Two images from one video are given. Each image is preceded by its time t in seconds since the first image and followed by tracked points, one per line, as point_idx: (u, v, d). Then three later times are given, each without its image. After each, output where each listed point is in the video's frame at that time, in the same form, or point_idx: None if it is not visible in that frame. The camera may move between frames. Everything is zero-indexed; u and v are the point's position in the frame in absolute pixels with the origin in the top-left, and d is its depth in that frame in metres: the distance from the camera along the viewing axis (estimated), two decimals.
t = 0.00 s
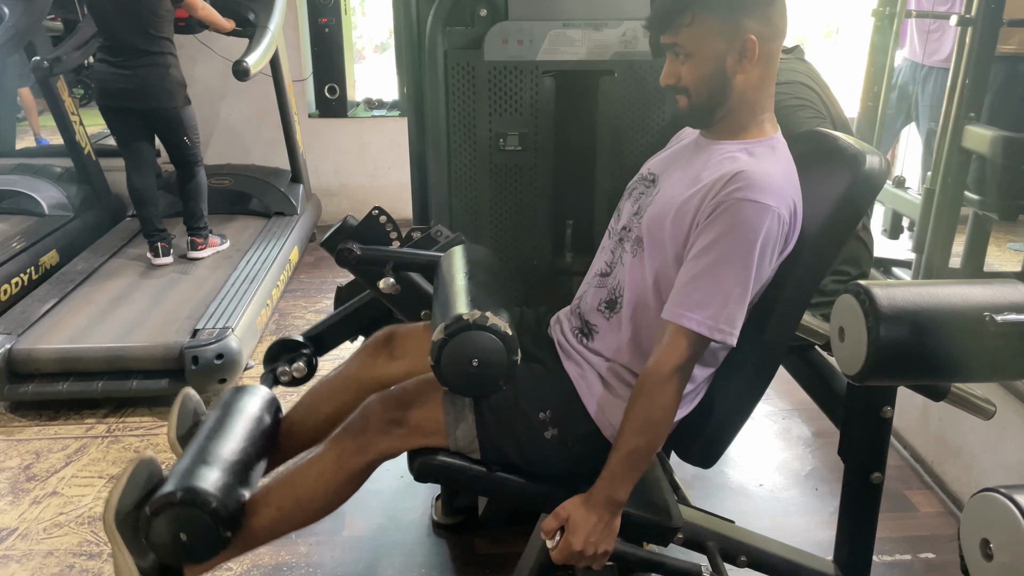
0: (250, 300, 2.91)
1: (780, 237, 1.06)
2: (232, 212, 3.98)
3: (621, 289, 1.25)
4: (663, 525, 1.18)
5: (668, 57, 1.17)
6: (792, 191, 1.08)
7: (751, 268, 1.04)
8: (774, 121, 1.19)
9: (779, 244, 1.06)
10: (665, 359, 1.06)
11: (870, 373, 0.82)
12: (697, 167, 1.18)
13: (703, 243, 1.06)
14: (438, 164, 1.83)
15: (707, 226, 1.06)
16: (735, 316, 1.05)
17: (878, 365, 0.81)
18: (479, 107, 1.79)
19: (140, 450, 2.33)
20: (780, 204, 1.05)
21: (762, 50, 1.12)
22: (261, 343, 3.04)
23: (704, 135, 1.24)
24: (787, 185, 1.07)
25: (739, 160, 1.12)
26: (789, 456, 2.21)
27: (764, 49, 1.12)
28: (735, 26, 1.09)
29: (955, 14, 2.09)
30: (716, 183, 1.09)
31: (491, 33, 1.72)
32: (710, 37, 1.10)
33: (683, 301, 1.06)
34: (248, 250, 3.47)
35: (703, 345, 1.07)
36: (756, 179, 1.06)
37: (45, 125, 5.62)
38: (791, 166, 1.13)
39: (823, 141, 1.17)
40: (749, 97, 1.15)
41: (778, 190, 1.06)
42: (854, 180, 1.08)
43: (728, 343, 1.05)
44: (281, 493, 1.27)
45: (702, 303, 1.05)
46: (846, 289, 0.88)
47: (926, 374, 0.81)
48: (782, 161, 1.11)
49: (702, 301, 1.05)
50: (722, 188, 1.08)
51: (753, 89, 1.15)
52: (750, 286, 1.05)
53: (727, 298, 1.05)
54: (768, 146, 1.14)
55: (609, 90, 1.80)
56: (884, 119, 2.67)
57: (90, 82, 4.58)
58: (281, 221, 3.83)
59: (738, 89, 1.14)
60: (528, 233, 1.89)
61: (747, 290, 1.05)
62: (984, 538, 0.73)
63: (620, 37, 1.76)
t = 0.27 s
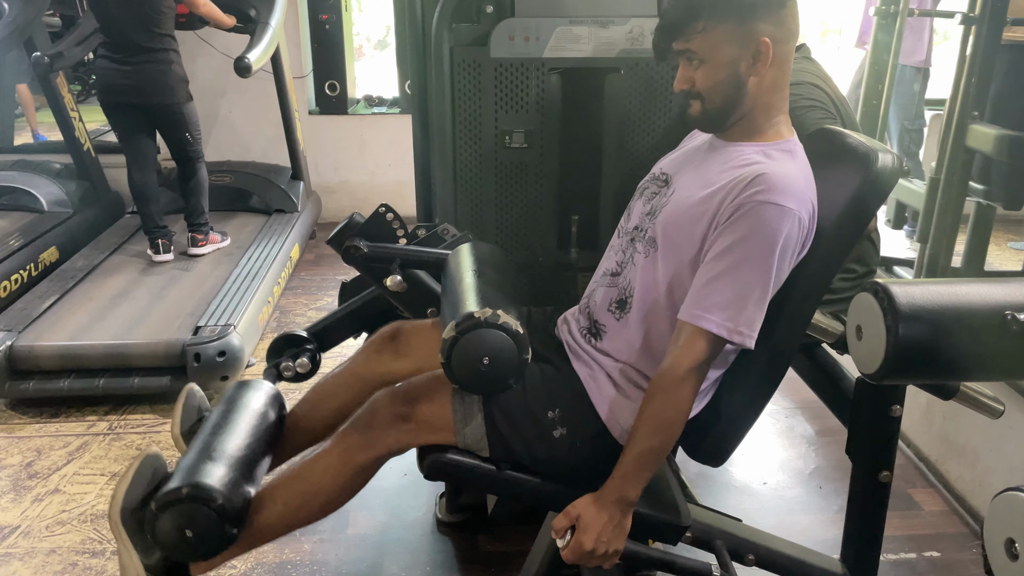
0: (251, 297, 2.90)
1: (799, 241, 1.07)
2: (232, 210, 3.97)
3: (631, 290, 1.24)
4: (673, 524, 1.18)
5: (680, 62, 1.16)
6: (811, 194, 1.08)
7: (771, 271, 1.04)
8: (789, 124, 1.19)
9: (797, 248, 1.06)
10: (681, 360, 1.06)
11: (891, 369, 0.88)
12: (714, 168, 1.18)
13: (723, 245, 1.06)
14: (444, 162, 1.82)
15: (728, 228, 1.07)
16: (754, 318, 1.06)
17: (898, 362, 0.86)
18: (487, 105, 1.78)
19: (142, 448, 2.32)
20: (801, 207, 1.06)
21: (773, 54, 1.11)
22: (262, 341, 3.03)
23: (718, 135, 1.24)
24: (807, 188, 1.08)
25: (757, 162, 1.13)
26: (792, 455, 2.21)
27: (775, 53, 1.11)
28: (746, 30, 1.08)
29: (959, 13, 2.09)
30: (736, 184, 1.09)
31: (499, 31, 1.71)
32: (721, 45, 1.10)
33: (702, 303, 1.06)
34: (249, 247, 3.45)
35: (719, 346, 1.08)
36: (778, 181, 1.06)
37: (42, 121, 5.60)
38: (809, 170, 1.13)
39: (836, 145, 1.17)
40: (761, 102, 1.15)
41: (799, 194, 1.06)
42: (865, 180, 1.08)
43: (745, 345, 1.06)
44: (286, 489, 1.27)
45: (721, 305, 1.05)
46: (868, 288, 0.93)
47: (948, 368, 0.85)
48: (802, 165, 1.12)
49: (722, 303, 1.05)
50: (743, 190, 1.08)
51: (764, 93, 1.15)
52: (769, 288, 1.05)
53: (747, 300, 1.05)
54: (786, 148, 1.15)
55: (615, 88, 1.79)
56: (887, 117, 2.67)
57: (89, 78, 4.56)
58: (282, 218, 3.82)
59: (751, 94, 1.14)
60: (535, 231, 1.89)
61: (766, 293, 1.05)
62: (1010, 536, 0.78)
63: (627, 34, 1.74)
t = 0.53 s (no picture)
0: (251, 296, 2.89)
1: (801, 229, 1.07)
2: (230, 208, 3.95)
3: (640, 277, 1.24)
4: (677, 522, 1.18)
5: (684, 45, 1.16)
6: (814, 182, 1.08)
7: (773, 260, 1.04)
8: (792, 108, 1.19)
9: (799, 236, 1.06)
10: (683, 353, 1.06)
11: (899, 368, 0.88)
12: (716, 157, 1.18)
13: (725, 235, 1.06)
14: (446, 156, 1.82)
15: (729, 218, 1.07)
16: (757, 308, 1.05)
17: (906, 359, 0.87)
18: (487, 100, 1.77)
19: (141, 446, 2.31)
20: (802, 195, 1.05)
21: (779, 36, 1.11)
22: (261, 340, 3.02)
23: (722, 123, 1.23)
24: (809, 177, 1.08)
25: (759, 150, 1.12)
26: (793, 454, 2.21)
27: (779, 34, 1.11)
28: (754, 17, 1.08)
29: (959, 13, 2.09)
30: (737, 173, 1.09)
31: (500, 27, 1.71)
32: (726, 27, 1.10)
33: (705, 293, 1.06)
34: (248, 245, 3.44)
35: (724, 336, 1.08)
36: (779, 171, 1.06)
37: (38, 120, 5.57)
38: (812, 157, 1.13)
39: (841, 142, 1.18)
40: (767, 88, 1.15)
41: (801, 182, 1.06)
42: (872, 177, 1.08)
43: (748, 335, 1.06)
44: (307, 509, 1.27)
45: (723, 295, 1.05)
46: (872, 286, 0.93)
47: (955, 366, 0.86)
48: (804, 153, 1.12)
49: (723, 293, 1.05)
50: (743, 179, 1.08)
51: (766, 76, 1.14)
52: (772, 277, 1.05)
53: (749, 289, 1.05)
54: (788, 135, 1.14)
55: (618, 85, 1.79)
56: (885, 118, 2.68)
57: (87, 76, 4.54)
58: (281, 216, 3.82)
59: (757, 77, 1.14)
60: (536, 226, 1.89)
61: (768, 282, 1.05)
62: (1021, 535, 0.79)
63: (630, 33, 1.74)
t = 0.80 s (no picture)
0: (250, 295, 2.89)
1: (808, 238, 1.08)
2: (229, 207, 3.95)
3: (637, 287, 1.25)
4: (677, 522, 1.18)
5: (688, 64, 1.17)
6: (819, 190, 1.09)
7: (780, 269, 1.05)
8: (795, 122, 1.20)
9: (807, 245, 1.07)
10: (690, 357, 1.07)
11: (898, 367, 0.89)
12: (723, 167, 1.19)
13: (733, 243, 1.07)
14: (446, 160, 1.82)
15: (738, 226, 1.07)
16: (764, 316, 1.06)
17: (906, 358, 0.87)
18: (490, 104, 1.78)
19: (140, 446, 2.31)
20: (809, 203, 1.06)
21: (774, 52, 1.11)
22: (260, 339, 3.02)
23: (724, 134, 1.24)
24: (816, 186, 1.09)
25: (766, 160, 1.13)
26: (792, 453, 2.21)
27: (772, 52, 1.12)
28: (756, 30, 1.09)
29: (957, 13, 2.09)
30: (745, 182, 1.10)
31: (501, 29, 1.71)
32: (728, 45, 1.10)
33: (713, 301, 1.07)
34: (247, 245, 3.44)
35: (728, 342, 1.08)
36: (787, 180, 1.07)
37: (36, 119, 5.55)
38: (817, 168, 1.14)
39: (841, 142, 1.18)
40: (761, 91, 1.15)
41: (809, 192, 1.07)
42: (871, 177, 1.08)
43: (755, 342, 1.06)
44: (283, 476, 1.26)
45: (731, 303, 1.06)
46: (872, 285, 0.94)
47: (954, 364, 0.87)
48: (810, 163, 1.13)
49: (732, 300, 1.06)
50: (752, 188, 1.09)
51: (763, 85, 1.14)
52: (779, 285, 1.06)
53: (756, 297, 1.06)
54: (794, 147, 1.16)
55: (618, 85, 1.79)
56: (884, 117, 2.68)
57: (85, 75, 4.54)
58: (279, 216, 3.82)
59: (760, 97, 1.15)
60: (537, 229, 1.89)
61: (776, 290, 1.06)
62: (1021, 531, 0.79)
63: (629, 33, 1.75)
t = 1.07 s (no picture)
0: (248, 295, 2.89)
1: (811, 235, 1.08)
2: (227, 207, 3.94)
3: (640, 282, 1.25)
4: (677, 521, 1.18)
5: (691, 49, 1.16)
6: (821, 187, 1.09)
7: (784, 267, 1.05)
8: (797, 114, 1.20)
9: (809, 241, 1.07)
10: (693, 356, 1.07)
11: (899, 366, 0.89)
12: (725, 163, 1.18)
13: (735, 241, 1.07)
14: (446, 158, 1.82)
15: (740, 224, 1.07)
16: (767, 314, 1.06)
17: (907, 357, 0.87)
18: (489, 104, 1.77)
19: (139, 446, 2.30)
20: (811, 201, 1.06)
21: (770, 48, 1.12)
22: (259, 339, 3.02)
23: (726, 128, 1.24)
24: (818, 182, 1.09)
25: (768, 156, 1.13)
26: (791, 453, 2.21)
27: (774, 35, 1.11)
28: (756, 24, 1.09)
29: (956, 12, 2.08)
30: (746, 180, 1.10)
31: (499, 27, 1.71)
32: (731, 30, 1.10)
33: (715, 299, 1.07)
34: (245, 245, 3.43)
35: (731, 340, 1.08)
36: (788, 177, 1.06)
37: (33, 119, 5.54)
38: (819, 163, 1.14)
39: (842, 140, 1.18)
40: (757, 86, 1.15)
41: (810, 188, 1.07)
42: (872, 176, 1.08)
43: (758, 340, 1.06)
44: (307, 507, 1.27)
45: (733, 301, 1.06)
46: (872, 285, 0.94)
47: (953, 363, 0.87)
48: (812, 159, 1.13)
49: (735, 298, 1.06)
50: (755, 185, 1.08)
51: (758, 82, 1.15)
52: (782, 283, 1.06)
53: (760, 295, 1.06)
54: (797, 141, 1.15)
55: (617, 85, 1.79)
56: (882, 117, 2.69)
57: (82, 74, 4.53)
58: (278, 215, 3.81)
59: (764, 81, 1.15)
60: (537, 228, 1.89)
61: (779, 287, 1.06)
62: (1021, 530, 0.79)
63: (628, 32, 1.75)
